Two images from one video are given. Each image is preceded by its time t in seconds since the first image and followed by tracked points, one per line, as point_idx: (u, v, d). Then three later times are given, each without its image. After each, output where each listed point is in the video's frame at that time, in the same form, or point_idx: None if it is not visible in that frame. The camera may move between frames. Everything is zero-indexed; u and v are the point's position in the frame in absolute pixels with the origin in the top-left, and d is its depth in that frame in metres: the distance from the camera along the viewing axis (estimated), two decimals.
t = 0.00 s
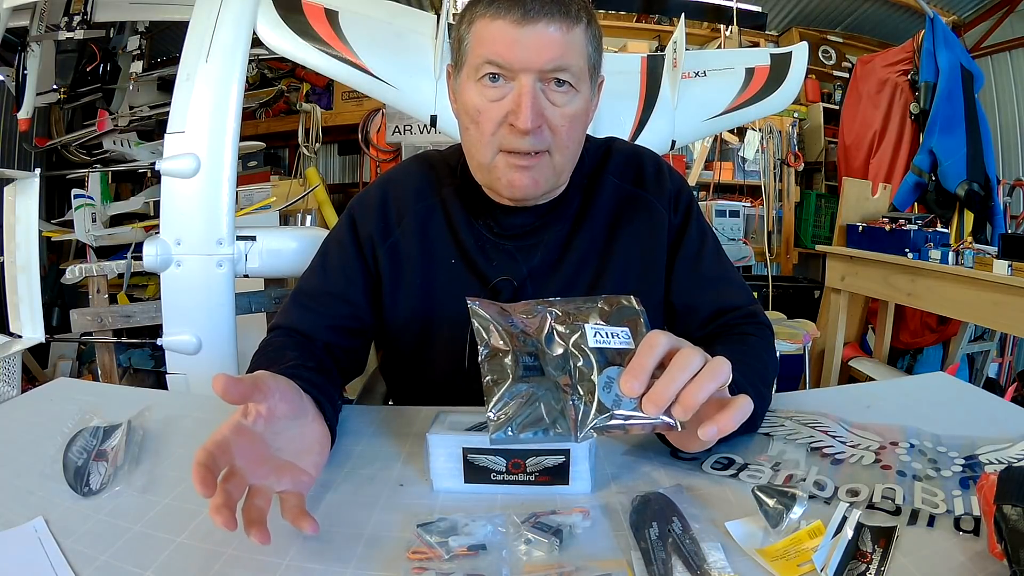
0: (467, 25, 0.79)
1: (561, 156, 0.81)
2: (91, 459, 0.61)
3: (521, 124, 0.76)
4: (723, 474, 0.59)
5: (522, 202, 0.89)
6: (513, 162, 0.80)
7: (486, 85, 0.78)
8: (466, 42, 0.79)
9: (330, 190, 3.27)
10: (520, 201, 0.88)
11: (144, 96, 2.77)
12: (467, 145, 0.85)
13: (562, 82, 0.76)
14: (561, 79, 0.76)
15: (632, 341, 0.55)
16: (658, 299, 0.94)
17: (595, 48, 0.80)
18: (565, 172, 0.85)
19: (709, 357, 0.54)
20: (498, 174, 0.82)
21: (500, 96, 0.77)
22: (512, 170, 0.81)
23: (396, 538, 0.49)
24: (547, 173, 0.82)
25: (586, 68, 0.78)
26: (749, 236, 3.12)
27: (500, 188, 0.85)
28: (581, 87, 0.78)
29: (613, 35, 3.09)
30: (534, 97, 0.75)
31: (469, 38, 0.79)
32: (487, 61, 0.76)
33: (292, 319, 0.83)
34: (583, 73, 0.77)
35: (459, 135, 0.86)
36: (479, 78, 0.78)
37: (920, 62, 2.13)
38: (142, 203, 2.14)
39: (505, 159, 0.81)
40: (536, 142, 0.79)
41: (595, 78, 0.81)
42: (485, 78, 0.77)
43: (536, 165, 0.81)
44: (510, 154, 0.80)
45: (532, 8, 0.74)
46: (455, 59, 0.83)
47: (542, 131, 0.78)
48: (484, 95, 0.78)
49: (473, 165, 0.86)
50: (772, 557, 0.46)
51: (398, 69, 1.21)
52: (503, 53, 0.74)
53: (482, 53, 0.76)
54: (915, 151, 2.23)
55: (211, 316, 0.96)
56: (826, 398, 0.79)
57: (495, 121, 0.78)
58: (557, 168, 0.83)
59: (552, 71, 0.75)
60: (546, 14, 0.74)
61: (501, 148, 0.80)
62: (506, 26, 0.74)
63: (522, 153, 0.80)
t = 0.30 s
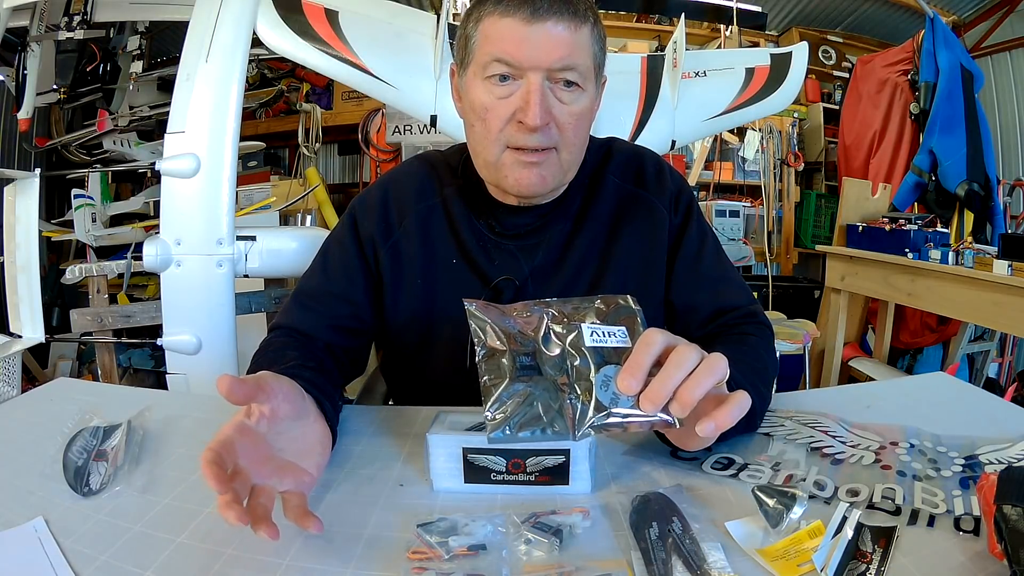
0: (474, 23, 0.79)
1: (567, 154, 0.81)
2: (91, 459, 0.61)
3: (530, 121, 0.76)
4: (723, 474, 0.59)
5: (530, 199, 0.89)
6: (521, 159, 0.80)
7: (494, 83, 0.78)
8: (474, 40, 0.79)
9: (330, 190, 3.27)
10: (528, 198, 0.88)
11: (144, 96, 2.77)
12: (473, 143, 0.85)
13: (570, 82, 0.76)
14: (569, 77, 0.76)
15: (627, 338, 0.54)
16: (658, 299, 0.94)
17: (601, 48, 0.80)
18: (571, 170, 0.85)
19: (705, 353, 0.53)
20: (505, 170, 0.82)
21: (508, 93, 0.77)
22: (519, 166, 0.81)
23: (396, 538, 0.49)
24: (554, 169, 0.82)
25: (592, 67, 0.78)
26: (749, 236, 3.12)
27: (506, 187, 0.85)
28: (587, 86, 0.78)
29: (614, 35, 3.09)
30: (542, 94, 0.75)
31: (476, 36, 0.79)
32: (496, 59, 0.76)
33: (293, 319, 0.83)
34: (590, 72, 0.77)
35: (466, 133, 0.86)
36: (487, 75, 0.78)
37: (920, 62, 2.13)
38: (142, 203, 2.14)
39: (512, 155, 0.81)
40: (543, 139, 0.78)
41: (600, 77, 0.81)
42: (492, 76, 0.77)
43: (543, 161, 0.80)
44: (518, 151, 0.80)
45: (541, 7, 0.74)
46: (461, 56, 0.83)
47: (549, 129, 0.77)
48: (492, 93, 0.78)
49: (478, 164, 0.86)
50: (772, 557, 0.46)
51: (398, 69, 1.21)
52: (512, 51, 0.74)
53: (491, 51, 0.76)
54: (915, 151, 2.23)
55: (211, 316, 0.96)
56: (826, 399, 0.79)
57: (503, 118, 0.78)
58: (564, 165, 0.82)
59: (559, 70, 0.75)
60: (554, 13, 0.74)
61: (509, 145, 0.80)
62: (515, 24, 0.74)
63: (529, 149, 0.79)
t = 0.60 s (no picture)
0: (476, 24, 0.79)
1: (568, 156, 0.81)
2: (91, 459, 0.60)
3: (531, 123, 0.76)
4: (723, 474, 0.59)
5: (529, 199, 0.89)
6: (520, 161, 0.80)
7: (496, 86, 0.77)
8: (476, 41, 0.78)
9: (330, 189, 3.27)
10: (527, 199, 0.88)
11: (144, 96, 2.78)
12: (475, 144, 0.85)
13: (571, 85, 0.76)
14: (570, 80, 0.76)
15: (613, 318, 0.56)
16: (659, 299, 0.94)
17: (602, 49, 0.80)
18: (571, 171, 0.85)
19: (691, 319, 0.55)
20: (506, 172, 0.82)
21: (510, 95, 0.77)
22: (520, 168, 0.81)
23: (396, 538, 0.49)
24: (554, 171, 0.82)
25: (593, 68, 0.78)
26: (749, 236, 3.12)
27: (509, 186, 0.85)
28: (589, 87, 0.78)
29: (614, 36, 3.09)
30: (544, 96, 0.75)
31: (478, 37, 0.78)
32: (498, 63, 0.76)
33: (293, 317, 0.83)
34: (591, 74, 0.77)
35: (467, 133, 0.85)
36: (489, 79, 0.77)
37: (920, 62, 2.13)
38: (142, 203, 2.14)
39: (513, 157, 0.81)
40: (544, 141, 0.78)
41: (601, 78, 0.81)
42: (495, 79, 0.77)
43: (544, 164, 0.81)
44: (519, 153, 0.80)
45: (543, 9, 0.74)
46: (464, 57, 0.83)
47: (550, 131, 0.77)
48: (494, 94, 0.78)
49: (480, 163, 0.87)
50: (772, 557, 0.46)
51: (398, 68, 1.21)
52: (514, 54, 0.74)
53: (494, 56, 0.76)
54: (914, 150, 2.23)
55: (212, 315, 0.97)
56: (826, 398, 0.79)
57: (504, 120, 0.78)
58: (565, 167, 0.83)
59: (561, 72, 0.75)
60: (556, 15, 0.74)
61: (511, 147, 0.80)
62: (517, 25, 0.74)
63: (530, 152, 0.79)
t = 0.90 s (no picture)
0: (475, 25, 0.79)
1: (567, 158, 0.81)
2: (91, 459, 0.60)
3: (530, 126, 0.76)
4: (723, 474, 0.59)
5: (527, 202, 0.89)
6: (520, 164, 0.81)
7: (496, 89, 0.77)
8: (475, 42, 0.78)
9: (330, 190, 3.27)
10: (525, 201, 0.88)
11: (144, 96, 2.78)
12: (475, 145, 0.85)
13: (571, 86, 0.76)
14: (570, 82, 0.75)
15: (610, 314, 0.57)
16: (660, 298, 0.94)
17: (602, 50, 0.80)
18: (570, 173, 0.85)
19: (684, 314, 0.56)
20: (506, 174, 0.83)
21: (509, 98, 0.76)
22: (519, 172, 0.82)
23: (395, 539, 0.49)
24: (554, 176, 0.83)
25: (593, 69, 0.78)
26: (749, 236, 3.12)
27: (507, 189, 0.85)
28: (589, 88, 0.77)
29: (614, 35, 3.09)
30: (543, 99, 0.75)
31: (477, 39, 0.78)
32: (497, 65, 0.75)
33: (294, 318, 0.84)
34: (591, 75, 0.77)
35: (467, 135, 0.85)
36: (489, 81, 0.77)
37: (920, 62, 2.13)
38: (142, 203, 2.14)
39: (513, 161, 0.81)
40: (544, 144, 0.78)
41: (601, 78, 0.81)
42: (494, 81, 0.77)
43: (543, 168, 0.81)
44: (518, 156, 0.80)
45: (542, 10, 0.74)
46: (463, 58, 0.83)
47: (550, 134, 0.77)
48: (493, 97, 0.77)
49: (479, 165, 0.87)
50: (772, 557, 0.46)
51: (398, 68, 1.21)
52: (513, 56, 0.74)
53: (493, 58, 0.75)
54: (915, 150, 2.23)
55: (212, 315, 0.97)
56: (826, 399, 0.79)
57: (504, 123, 0.78)
58: (564, 170, 0.83)
59: (561, 74, 0.74)
60: (555, 16, 0.74)
61: (510, 150, 0.80)
62: (516, 27, 0.74)
63: (529, 155, 0.79)
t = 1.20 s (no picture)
0: (464, 33, 0.78)
1: (558, 168, 0.82)
2: (91, 459, 0.60)
3: (518, 140, 0.76)
4: (723, 474, 0.59)
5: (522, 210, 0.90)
6: (509, 175, 0.82)
7: (484, 101, 0.76)
8: (464, 52, 0.77)
9: (330, 190, 3.27)
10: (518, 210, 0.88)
11: (145, 96, 2.78)
12: (466, 153, 0.86)
13: (560, 97, 0.75)
14: (559, 94, 0.75)
15: (599, 325, 0.57)
16: (661, 299, 0.94)
17: (594, 56, 0.79)
18: (563, 181, 0.86)
19: (670, 352, 0.56)
20: (495, 186, 0.84)
21: (497, 110, 0.76)
22: (510, 182, 0.83)
23: (396, 538, 0.49)
24: (545, 185, 0.84)
25: (584, 77, 0.77)
26: (749, 236, 3.12)
27: (497, 200, 0.88)
28: (579, 98, 0.77)
29: (614, 35, 3.09)
30: (531, 111, 0.74)
31: (466, 48, 0.77)
32: (484, 78, 0.74)
33: (298, 320, 0.85)
34: (580, 84, 0.76)
35: (458, 141, 0.86)
36: (476, 93, 0.76)
37: (920, 62, 2.13)
38: (142, 203, 2.14)
39: (502, 172, 0.82)
40: (533, 155, 0.79)
41: (593, 85, 0.80)
42: (482, 93, 0.76)
43: (533, 179, 0.82)
44: (508, 167, 0.81)
45: (529, 20, 0.73)
46: (454, 64, 0.82)
47: (538, 145, 0.77)
48: (481, 108, 0.77)
49: (473, 174, 0.88)
50: (772, 557, 0.46)
51: (398, 69, 1.21)
52: (499, 69, 0.73)
53: (480, 71, 0.74)
54: (915, 151, 2.23)
55: (213, 315, 0.97)
56: (827, 398, 0.79)
57: (492, 135, 0.78)
58: (555, 180, 0.84)
59: (549, 86, 0.74)
60: (543, 27, 0.72)
61: (500, 161, 0.81)
62: (502, 39, 0.72)
63: (519, 166, 0.80)
